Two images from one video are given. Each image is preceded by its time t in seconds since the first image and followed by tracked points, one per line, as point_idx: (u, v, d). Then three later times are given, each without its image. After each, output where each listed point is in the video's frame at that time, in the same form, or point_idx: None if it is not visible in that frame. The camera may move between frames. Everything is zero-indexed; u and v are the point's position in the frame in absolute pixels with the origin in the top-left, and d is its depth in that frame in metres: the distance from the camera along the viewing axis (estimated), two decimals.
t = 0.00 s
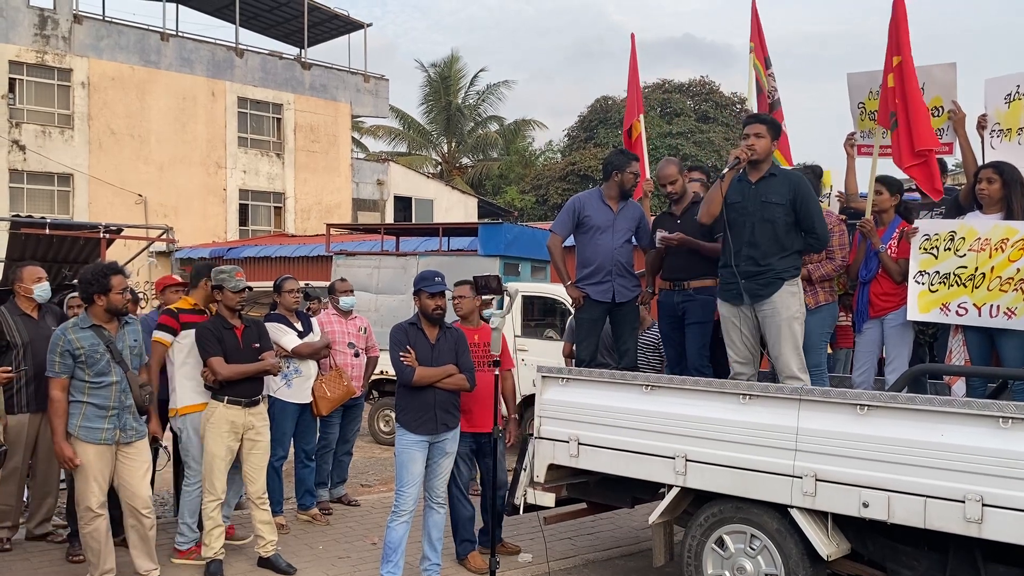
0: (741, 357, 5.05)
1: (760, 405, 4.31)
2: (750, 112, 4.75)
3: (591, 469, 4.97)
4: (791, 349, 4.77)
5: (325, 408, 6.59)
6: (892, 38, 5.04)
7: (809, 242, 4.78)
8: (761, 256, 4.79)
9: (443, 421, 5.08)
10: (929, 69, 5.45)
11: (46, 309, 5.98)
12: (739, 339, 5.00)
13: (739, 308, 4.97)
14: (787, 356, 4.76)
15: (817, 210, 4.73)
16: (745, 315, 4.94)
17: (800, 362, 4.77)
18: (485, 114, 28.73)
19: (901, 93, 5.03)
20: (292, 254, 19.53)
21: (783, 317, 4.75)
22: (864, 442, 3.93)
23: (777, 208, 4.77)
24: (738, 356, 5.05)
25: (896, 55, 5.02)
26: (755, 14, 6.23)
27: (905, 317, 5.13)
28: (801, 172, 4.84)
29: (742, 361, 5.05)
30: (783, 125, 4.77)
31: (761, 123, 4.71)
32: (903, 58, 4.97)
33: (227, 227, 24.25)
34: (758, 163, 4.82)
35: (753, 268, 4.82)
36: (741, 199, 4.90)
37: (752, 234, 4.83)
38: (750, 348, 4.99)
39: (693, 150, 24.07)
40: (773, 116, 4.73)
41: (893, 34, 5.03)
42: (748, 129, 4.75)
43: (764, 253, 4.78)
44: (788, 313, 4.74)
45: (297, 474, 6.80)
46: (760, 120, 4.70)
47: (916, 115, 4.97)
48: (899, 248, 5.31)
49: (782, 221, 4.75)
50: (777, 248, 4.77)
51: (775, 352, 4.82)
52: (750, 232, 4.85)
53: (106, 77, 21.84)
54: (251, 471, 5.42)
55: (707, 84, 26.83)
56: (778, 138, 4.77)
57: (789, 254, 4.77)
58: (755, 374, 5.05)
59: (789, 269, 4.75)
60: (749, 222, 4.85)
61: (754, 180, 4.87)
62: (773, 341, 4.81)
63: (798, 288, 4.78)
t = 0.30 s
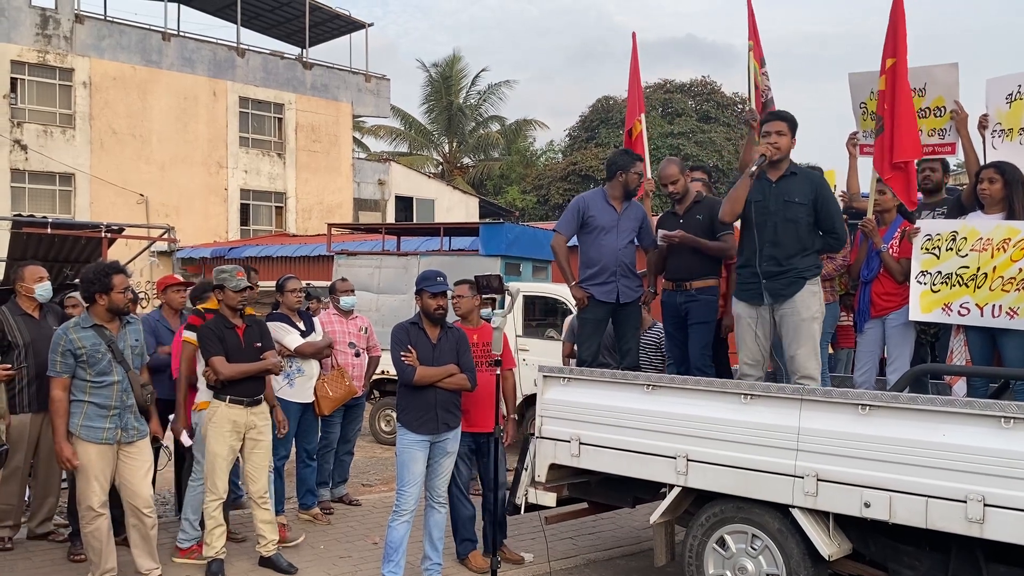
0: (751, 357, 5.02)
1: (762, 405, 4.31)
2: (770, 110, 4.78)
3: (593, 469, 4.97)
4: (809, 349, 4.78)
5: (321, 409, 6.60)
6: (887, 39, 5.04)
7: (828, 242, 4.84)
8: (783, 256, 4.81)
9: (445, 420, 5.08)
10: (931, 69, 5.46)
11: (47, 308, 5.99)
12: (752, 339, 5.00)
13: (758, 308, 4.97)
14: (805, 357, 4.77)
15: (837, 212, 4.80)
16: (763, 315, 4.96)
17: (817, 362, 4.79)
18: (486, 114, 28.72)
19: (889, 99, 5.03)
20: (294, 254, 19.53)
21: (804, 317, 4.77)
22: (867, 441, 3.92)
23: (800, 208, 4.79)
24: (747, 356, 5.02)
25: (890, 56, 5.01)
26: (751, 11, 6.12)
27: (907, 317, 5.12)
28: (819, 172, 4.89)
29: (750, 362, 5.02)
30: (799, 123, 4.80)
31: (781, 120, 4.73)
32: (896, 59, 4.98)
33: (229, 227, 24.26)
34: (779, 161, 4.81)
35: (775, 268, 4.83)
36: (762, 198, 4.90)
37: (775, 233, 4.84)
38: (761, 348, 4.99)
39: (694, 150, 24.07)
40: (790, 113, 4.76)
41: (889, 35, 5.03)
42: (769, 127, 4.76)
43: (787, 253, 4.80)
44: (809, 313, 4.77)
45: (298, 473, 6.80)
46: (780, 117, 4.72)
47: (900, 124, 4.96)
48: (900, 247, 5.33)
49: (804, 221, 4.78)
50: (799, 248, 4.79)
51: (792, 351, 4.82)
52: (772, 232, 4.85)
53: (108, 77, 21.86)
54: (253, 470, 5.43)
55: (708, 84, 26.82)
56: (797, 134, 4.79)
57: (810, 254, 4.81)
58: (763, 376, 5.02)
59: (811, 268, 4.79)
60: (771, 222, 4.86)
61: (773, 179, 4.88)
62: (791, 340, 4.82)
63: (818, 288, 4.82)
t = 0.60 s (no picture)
0: (757, 358, 5.03)
1: (764, 405, 4.30)
2: (785, 108, 4.78)
3: (596, 468, 4.96)
4: (822, 351, 4.79)
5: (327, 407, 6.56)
6: (890, 39, 5.04)
7: (845, 242, 4.83)
8: (799, 256, 4.81)
9: (446, 420, 5.08)
10: (934, 69, 5.46)
11: (48, 308, 6.00)
12: (762, 340, 5.01)
13: (773, 308, 4.98)
14: (816, 357, 4.79)
15: (853, 211, 4.79)
16: (778, 315, 4.96)
17: (828, 364, 4.80)
18: (487, 114, 28.72)
19: (883, 103, 5.06)
20: (295, 253, 19.54)
21: (818, 317, 4.77)
22: (869, 441, 3.92)
23: (816, 208, 4.78)
24: (754, 357, 5.04)
25: (891, 57, 5.03)
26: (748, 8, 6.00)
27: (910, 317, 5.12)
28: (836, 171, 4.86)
29: (758, 362, 5.03)
30: (817, 122, 4.80)
31: (795, 118, 4.74)
32: (898, 60, 4.98)
33: (230, 227, 24.27)
34: (795, 159, 4.80)
35: (790, 268, 4.84)
36: (778, 198, 4.89)
37: (791, 234, 4.83)
38: (771, 349, 5.00)
39: (695, 150, 24.05)
40: (807, 111, 4.76)
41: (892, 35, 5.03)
42: (783, 124, 4.77)
43: (803, 253, 4.80)
44: (823, 314, 4.77)
45: (300, 473, 6.81)
46: (794, 115, 4.73)
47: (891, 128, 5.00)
48: (901, 247, 5.34)
49: (820, 221, 4.78)
50: (815, 248, 4.80)
51: (803, 352, 4.84)
52: (788, 232, 4.85)
53: (109, 77, 21.88)
54: (255, 470, 5.44)
55: (709, 84, 26.82)
56: (813, 133, 4.78)
57: (826, 254, 4.81)
58: (770, 377, 5.03)
59: (826, 269, 4.79)
60: (787, 222, 4.85)
61: (790, 178, 4.87)
62: (803, 340, 4.83)
63: (833, 289, 4.82)
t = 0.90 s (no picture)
0: (762, 358, 5.05)
1: (765, 405, 4.30)
2: (792, 107, 4.78)
3: (597, 468, 4.97)
4: (822, 353, 4.77)
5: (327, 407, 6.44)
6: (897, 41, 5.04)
7: (852, 242, 4.77)
8: (801, 257, 4.80)
9: (448, 420, 5.08)
10: (935, 69, 5.45)
11: (47, 308, 6.01)
12: (766, 340, 5.01)
13: (775, 308, 4.98)
14: (816, 358, 4.77)
15: (860, 211, 4.72)
16: (781, 315, 4.96)
17: (828, 365, 4.77)
18: (488, 114, 28.72)
19: (893, 103, 5.05)
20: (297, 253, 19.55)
21: (817, 319, 4.76)
22: (870, 441, 3.92)
23: (819, 208, 4.76)
24: (760, 356, 5.06)
25: (898, 58, 5.01)
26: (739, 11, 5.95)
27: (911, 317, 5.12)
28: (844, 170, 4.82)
29: (764, 362, 5.05)
30: (827, 121, 4.80)
31: (802, 117, 4.74)
32: (905, 62, 4.97)
33: (231, 227, 24.27)
34: (802, 158, 4.81)
35: (791, 268, 4.84)
36: (783, 198, 4.90)
37: (794, 234, 4.83)
38: (774, 349, 5.00)
39: (696, 150, 24.05)
40: (816, 109, 4.76)
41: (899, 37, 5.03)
42: (790, 124, 4.77)
43: (804, 254, 4.79)
44: (822, 315, 4.76)
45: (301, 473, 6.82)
46: (802, 114, 4.73)
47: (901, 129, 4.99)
48: (904, 247, 5.34)
49: (824, 221, 4.75)
50: (818, 248, 4.77)
51: (804, 352, 4.83)
52: (790, 232, 4.85)
53: (111, 77, 21.89)
54: (256, 470, 5.44)
55: (710, 84, 26.83)
56: (821, 132, 4.78)
57: (830, 255, 4.77)
58: (775, 377, 5.05)
59: (828, 270, 4.75)
60: (789, 222, 4.86)
61: (795, 177, 4.87)
62: (803, 341, 4.83)
63: (835, 290, 4.77)
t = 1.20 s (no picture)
0: (765, 359, 5.07)
1: (766, 405, 4.30)
2: (795, 108, 4.79)
3: (597, 469, 4.97)
4: (819, 353, 4.77)
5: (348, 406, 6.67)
6: (910, 44, 5.05)
7: (851, 243, 4.77)
8: (800, 257, 4.80)
9: (448, 420, 5.09)
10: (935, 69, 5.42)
11: (47, 308, 6.03)
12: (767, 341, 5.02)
13: (775, 309, 4.99)
14: (814, 358, 4.77)
15: (860, 212, 4.71)
16: (780, 316, 4.97)
17: (826, 365, 4.78)
18: (488, 114, 28.74)
19: (911, 104, 5.07)
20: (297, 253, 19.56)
21: (815, 319, 4.77)
22: (870, 442, 3.93)
23: (819, 209, 4.76)
24: (762, 358, 5.08)
25: (914, 59, 5.02)
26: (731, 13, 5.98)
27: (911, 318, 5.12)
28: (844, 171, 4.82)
29: (766, 362, 5.06)
30: (829, 122, 4.80)
31: (805, 117, 4.75)
32: (921, 63, 4.98)
33: (231, 227, 24.27)
34: (803, 159, 4.82)
35: (790, 268, 4.84)
36: (783, 198, 4.90)
37: (793, 235, 4.84)
38: (775, 350, 5.01)
39: (696, 151, 24.07)
40: (819, 110, 4.77)
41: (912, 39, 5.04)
42: (792, 124, 4.79)
43: (803, 254, 4.79)
44: (820, 316, 4.76)
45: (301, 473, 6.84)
46: (805, 115, 4.73)
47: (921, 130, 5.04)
48: (904, 248, 5.34)
49: (823, 221, 4.75)
50: (817, 249, 4.77)
51: (802, 353, 4.83)
52: (790, 233, 4.86)
53: (111, 77, 21.89)
54: (256, 470, 5.44)
55: (710, 84, 26.86)
56: (824, 133, 4.78)
57: (828, 256, 4.77)
58: (778, 378, 5.07)
59: (827, 271, 4.75)
60: (789, 222, 4.86)
61: (796, 177, 4.88)
62: (801, 342, 4.83)
63: (834, 291, 4.77)
